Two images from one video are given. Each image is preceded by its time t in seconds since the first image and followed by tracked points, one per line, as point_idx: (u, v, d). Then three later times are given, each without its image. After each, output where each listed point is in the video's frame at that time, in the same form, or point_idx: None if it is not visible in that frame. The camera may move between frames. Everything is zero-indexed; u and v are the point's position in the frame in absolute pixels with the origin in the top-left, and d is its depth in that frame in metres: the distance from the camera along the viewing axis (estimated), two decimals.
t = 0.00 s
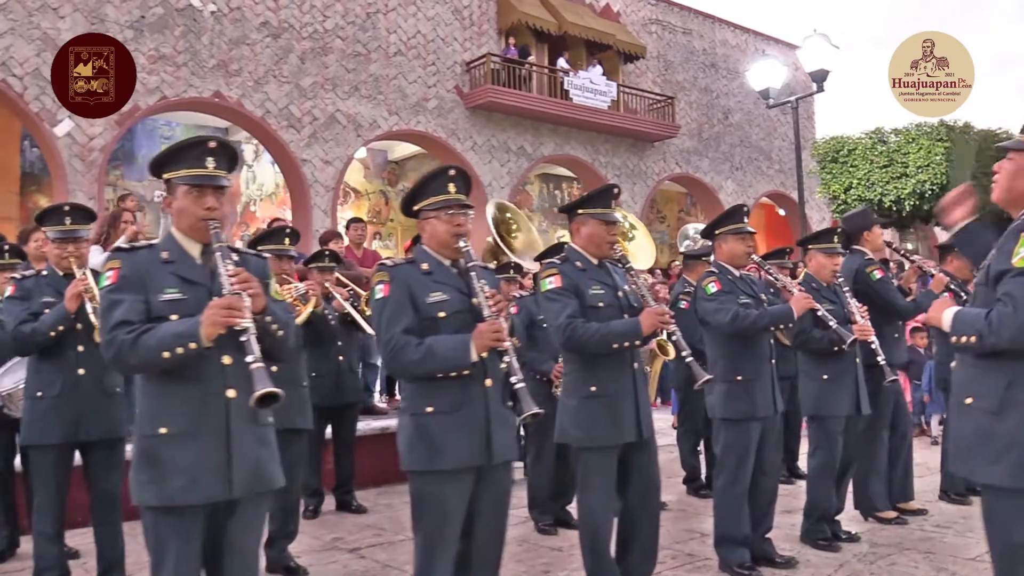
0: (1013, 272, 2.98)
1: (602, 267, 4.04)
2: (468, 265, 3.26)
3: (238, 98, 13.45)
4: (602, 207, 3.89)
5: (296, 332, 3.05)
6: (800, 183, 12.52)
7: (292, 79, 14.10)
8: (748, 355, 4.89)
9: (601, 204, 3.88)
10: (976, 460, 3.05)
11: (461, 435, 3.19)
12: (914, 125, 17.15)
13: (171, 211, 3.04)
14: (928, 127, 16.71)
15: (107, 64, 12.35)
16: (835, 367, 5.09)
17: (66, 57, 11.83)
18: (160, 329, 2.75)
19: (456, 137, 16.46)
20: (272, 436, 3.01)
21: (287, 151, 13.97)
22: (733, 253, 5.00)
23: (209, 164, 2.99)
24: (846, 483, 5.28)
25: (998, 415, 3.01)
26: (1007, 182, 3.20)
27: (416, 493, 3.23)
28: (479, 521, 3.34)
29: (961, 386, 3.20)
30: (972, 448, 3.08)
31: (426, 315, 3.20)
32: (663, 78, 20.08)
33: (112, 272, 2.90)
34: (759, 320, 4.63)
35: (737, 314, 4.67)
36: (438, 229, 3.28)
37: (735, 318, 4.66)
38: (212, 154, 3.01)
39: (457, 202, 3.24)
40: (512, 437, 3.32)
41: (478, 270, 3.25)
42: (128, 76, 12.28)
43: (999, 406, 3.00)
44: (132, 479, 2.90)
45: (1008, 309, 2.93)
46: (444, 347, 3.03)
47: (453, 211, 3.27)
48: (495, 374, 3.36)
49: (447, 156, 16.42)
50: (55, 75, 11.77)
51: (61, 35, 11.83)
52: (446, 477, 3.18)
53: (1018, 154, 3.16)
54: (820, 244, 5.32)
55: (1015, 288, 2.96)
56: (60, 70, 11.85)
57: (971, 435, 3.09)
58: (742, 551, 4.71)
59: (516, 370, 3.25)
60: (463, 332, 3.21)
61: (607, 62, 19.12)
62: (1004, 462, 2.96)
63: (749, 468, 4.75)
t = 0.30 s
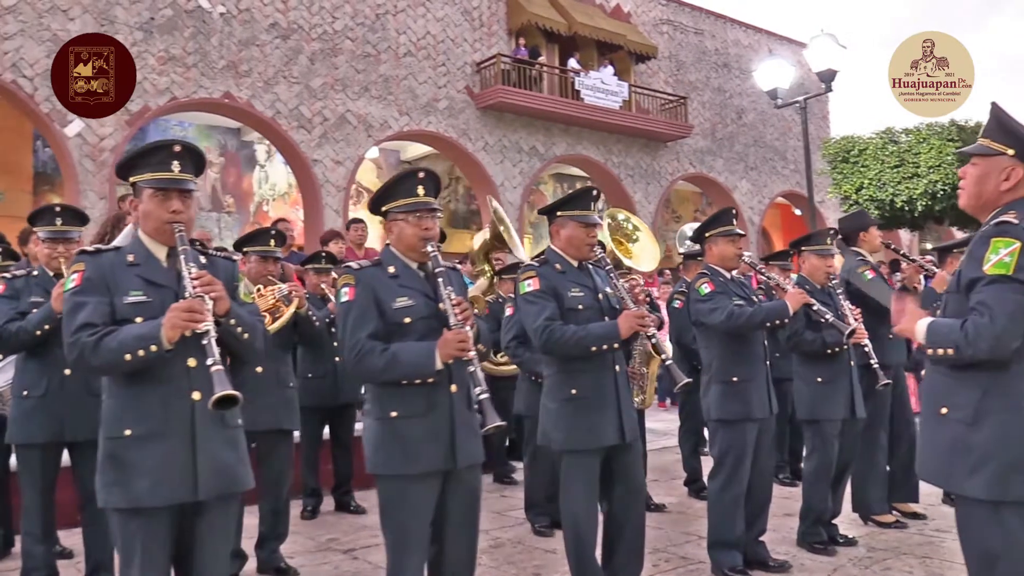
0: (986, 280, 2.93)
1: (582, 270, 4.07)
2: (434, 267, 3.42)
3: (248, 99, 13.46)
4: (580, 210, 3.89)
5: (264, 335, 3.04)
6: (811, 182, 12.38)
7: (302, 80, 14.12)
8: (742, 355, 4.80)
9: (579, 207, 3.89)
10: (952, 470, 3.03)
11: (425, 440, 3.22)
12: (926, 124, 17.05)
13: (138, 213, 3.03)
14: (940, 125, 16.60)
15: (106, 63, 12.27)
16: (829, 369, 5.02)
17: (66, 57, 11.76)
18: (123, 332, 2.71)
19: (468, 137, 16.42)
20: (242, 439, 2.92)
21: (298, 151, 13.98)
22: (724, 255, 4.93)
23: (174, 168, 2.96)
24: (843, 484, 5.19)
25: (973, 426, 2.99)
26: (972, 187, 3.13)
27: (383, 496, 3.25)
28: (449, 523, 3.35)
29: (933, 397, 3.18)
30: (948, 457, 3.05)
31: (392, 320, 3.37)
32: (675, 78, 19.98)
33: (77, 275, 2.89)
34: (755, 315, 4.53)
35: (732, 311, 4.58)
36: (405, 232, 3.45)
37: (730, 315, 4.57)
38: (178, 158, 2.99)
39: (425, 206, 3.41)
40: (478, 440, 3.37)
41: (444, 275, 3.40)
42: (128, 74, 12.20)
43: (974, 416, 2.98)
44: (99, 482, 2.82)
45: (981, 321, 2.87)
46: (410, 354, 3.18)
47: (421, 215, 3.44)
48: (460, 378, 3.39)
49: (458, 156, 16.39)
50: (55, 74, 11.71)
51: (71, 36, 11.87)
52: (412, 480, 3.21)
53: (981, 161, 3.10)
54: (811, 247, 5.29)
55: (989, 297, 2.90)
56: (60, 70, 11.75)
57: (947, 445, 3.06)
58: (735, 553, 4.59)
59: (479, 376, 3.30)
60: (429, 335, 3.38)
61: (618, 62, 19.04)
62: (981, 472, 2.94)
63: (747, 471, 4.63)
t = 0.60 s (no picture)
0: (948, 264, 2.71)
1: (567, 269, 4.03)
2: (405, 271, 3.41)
3: (256, 98, 13.47)
4: (567, 208, 3.85)
5: (236, 335, 2.93)
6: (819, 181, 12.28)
7: (310, 79, 14.12)
8: (738, 358, 4.56)
9: (566, 206, 3.85)
10: (929, 474, 2.87)
11: (383, 447, 3.25)
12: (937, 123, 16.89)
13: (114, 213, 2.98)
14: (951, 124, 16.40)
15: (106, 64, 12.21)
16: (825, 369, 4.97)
17: (66, 58, 11.69)
18: (92, 332, 2.67)
19: (476, 137, 16.39)
20: (214, 440, 2.88)
21: (305, 150, 14.00)
22: (721, 257, 4.81)
23: (150, 169, 2.93)
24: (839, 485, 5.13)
25: (953, 427, 2.82)
26: (958, 192, 3.02)
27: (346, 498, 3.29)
28: (414, 524, 3.39)
29: (920, 397, 2.98)
30: (928, 459, 2.89)
31: (359, 325, 3.38)
32: (685, 77, 19.88)
33: (50, 275, 2.86)
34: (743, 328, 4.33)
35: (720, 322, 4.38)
36: (379, 233, 3.45)
37: (719, 327, 4.37)
38: (154, 159, 2.95)
39: (400, 207, 3.41)
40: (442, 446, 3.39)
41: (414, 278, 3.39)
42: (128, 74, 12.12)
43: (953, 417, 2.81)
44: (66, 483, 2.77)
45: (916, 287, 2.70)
46: (374, 360, 3.19)
47: (397, 216, 3.44)
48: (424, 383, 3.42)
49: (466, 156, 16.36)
50: (54, 75, 11.69)
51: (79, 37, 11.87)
52: (376, 484, 3.25)
53: (963, 165, 2.99)
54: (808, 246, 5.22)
55: (934, 273, 2.68)
56: (60, 70, 11.72)
57: (927, 446, 2.90)
58: (726, 556, 4.41)
59: (445, 388, 3.36)
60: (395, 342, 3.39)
61: (628, 61, 18.95)
62: (957, 476, 2.77)
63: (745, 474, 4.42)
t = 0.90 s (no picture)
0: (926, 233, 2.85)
1: (555, 265, 3.98)
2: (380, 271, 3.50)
3: (263, 98, 13.48)
4: (554, 204, 3.80)
5: (212, 333, 2.82)
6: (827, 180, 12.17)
7: (317, 79, 14.10)
8: (732, 359, 4.43)
9: (552, 202, 3.80)
10: (912, 462, 2.93)
11: (351, 448, 3.34)
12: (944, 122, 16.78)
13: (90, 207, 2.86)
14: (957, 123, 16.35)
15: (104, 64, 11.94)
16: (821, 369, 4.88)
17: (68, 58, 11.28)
18: (60, 330, 2.61)
19: (484, 136, 16.36)
20: (188, 439, 2.85)
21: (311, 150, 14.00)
22: (717, 257, 4.63)
23: (125, 164, 2.78)
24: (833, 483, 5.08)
25: (934, 411, 2.89)
26: (944, 183, 3.05)
27: (316, 497, 3.35)
28: (385, 526, 3.42)
29: (901, 384, 3.03)
30: (910, 448, 2.95)
31: (331, 325, 3.46)
32: (695, 75, 19.77)
33: (22, 272, 2.79)
34: (724, 334, 4.25)
35: (702, 328, 4.30)
36: (355, 231, 3.51)
37: (700, 331, 4.30)
38: (129, 154, 2.79)
39: (379, 205, 3.47)
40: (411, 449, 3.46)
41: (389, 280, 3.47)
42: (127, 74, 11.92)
43: (934, 400, 2.88)
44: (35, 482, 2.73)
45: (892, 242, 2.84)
46: (343, 364, 3.26)
47: (374, 214, 3.50)
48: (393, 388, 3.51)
49: (475, 155, 16.33)
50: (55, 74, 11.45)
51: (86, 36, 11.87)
52: (348, 483, 3.33)
53: (948, 155, 3.02)
54: (805, 242, 5.14)
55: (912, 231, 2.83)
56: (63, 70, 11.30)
57: (909, 434, 2.95)
58: (717, 556, 4.33)
59: (412, 396, 3.45)
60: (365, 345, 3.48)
61: (637, 59, 18.85)
62: (938, 461, 2.84)
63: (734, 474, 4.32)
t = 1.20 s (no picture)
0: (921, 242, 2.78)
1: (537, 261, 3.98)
2: (353, 268, 3.55)
3: (270, 96, 13.52)
4: (533, 200, 3.80)
5: (180, 331, 2.91)
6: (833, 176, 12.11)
7: (324, 77, 14.13)
8: (715, 356, 4.42)
9: (531, 198, 3.79)
10: (898, 472, 2.86)
11: (324, 447, 3.34)
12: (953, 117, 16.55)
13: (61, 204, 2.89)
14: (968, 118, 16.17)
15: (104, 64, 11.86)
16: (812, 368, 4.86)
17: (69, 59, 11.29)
18: (24, 330, 2.63)
19: (490, 133, 16.36)
20: (155, 439, 2.88)
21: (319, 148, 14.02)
22: (709, 255, 4.53)
23: (94, 160, 2.81)
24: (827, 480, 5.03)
25: (924, 420, 2.82)
26: (929, 179, 2.98)
27: (291, 497, 3.37)
28: (361, 525, 3.42)
29: (886, 391, 2.98)
30: (896, 457, 2.88)
31: (302, 323, 3.49)
32: (703, 71, 19.70)
33: None
34: (695, 337, 4.28)
35: (677, 329, 4.34)
36: (327, 226, 3.55)
37: (676, 333, 4.34)
38: (97, 150, 2.83)
39: (350, 201, 3.50)
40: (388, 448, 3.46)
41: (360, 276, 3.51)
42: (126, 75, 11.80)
43: (925, 409, 2.80)
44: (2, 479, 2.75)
45: (889, 265, 2.76)
46: (312, 362, 3.28)
47: (347, 210, 3.53)
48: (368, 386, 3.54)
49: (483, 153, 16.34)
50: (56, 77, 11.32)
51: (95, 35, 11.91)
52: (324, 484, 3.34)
53: (932, 151, 2.95)
54: (798, 238, 5.12)
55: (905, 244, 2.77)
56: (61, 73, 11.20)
57: (895, 444, 2.89)
58: (705, 556, 4.30)
59: (383, 392, 3.43)
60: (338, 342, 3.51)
61: (645, 56, 18.80)
62: (929, 471, 2.78)
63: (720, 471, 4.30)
